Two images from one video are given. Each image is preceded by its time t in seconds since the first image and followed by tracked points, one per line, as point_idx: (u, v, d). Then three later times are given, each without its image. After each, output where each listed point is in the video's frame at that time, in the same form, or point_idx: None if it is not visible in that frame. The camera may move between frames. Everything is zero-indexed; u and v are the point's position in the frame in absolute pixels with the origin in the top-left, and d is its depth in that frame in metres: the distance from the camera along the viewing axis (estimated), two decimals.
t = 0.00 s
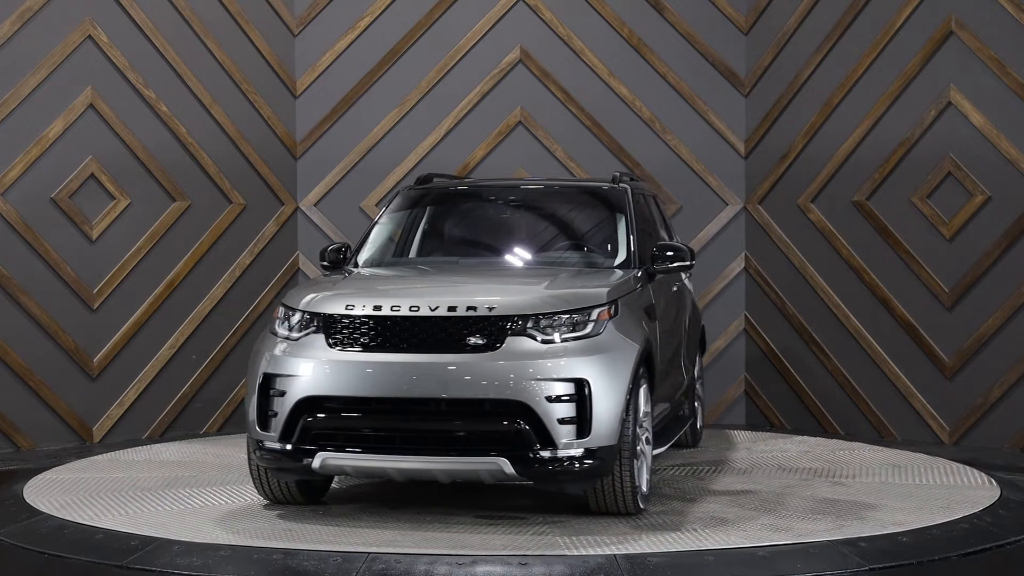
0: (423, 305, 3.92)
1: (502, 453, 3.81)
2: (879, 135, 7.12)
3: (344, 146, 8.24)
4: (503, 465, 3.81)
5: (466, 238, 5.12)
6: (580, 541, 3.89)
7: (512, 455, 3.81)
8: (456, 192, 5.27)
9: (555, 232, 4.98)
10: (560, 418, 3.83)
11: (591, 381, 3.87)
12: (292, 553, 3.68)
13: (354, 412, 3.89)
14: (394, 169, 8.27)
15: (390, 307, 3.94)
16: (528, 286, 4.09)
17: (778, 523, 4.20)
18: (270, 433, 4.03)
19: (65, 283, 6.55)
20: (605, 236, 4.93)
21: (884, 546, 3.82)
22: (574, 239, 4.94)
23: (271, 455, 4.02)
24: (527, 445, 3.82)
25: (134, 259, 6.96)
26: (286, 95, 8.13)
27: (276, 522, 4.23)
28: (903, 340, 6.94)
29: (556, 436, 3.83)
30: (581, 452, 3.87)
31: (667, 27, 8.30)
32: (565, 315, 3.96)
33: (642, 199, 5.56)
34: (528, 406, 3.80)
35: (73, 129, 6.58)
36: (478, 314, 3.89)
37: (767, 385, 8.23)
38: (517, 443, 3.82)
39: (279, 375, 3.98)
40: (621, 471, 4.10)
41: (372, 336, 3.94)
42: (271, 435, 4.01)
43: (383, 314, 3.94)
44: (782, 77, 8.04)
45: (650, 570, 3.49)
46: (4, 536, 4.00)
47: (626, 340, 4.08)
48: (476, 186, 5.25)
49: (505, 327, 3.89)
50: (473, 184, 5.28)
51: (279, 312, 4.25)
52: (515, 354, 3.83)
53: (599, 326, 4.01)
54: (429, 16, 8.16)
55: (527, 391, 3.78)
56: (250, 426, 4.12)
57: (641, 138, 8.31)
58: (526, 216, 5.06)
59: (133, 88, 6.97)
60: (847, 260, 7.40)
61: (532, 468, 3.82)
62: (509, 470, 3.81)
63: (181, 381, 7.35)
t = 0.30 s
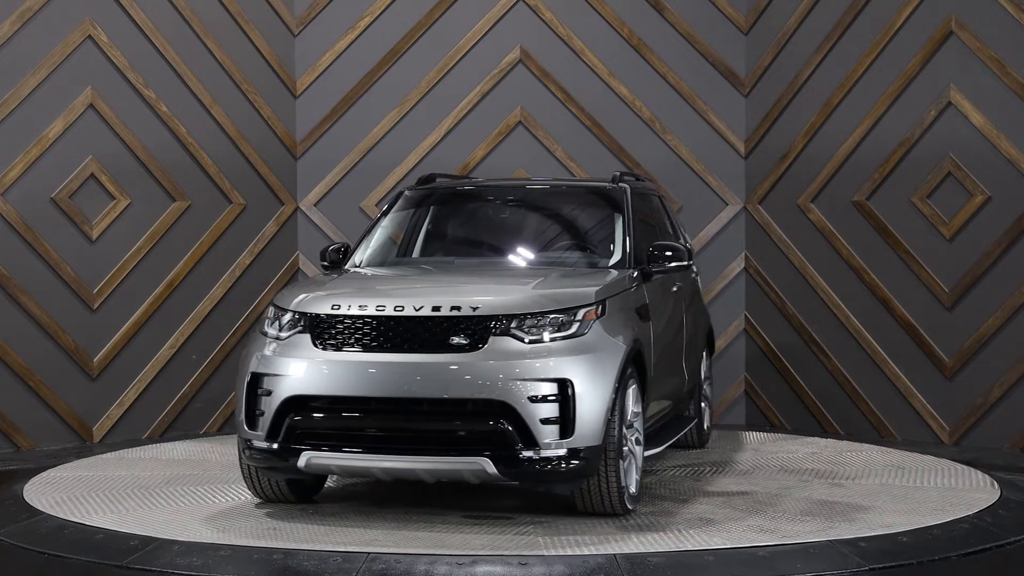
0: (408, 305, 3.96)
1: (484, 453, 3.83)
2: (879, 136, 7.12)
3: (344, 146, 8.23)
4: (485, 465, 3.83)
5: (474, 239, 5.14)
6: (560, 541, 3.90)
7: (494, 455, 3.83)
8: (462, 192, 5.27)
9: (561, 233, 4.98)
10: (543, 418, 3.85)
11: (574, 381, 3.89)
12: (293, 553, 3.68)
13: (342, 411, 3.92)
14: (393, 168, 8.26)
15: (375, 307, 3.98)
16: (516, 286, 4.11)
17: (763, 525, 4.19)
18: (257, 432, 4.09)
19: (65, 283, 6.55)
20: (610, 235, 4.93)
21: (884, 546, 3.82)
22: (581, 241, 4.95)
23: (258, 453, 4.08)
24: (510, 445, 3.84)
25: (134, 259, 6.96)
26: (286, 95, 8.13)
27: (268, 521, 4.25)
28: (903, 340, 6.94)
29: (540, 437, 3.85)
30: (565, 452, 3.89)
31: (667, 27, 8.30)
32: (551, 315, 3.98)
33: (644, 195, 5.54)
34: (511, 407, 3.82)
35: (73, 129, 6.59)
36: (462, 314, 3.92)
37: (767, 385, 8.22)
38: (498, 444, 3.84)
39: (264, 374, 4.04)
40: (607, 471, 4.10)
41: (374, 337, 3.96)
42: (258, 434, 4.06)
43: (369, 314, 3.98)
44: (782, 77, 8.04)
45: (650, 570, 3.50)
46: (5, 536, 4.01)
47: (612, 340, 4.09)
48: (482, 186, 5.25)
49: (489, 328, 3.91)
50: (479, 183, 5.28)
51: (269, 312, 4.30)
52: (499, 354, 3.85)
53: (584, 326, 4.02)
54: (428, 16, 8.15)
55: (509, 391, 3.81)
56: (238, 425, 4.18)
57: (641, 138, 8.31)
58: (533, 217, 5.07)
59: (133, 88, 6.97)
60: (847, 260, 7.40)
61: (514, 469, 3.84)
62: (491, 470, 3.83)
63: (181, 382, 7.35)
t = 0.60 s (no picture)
0: (392, 305, 4.00)
1: (467, 454, 3.86)
2: (879, 135, 7.13)
3: (344, 146, 8.22)
4: (467, 465, 3.86)
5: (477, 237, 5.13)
6: (540, 542, 3.90)
7: (476, 455, 3.86)
8: (467, 193, 5.32)
9: (565, 230, 4.98)
10: (527, 419, 3.87)
11: (557, 381, 3.90)
12: (292, 553, 3.69)
13: (325, 411, 3.96)
14: (393, 168, 8.25)
15: (360, 307, 4.02)
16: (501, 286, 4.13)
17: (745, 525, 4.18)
18: (244, 431, 4.14)
19: (64, 283, 6.56)
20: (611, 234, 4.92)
21: (884, 546, 3.83)
22: (585, 238, 4.94)
23: (246, 451, 4.13)
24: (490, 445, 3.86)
25: (134, 259, 6.96)
26: (286, 95, 8.12)
27: (254, 519, 4.28)
28: (903, 340, 6.95)
29: (522, 437, 3.87)
30: (548, 453, 3.90)
31: (667, 27, 8.30)
32: (536, 315, 3.99)
33: (644, 189, 5.53)
34: (493, 407, 3.84)
35: (73, 129, 6.60)
36: (445, 314, 3.94)
37: (767, 385, 8.22)
38: (480, 444, 3.86)
39: (251, 373, 4.09)
40: (592, 472, 4.10)
41: (376, 337, 3.96)
42: (245, 432, 4.12)
43: (353, 313, 4.02)
44: (782, 77, 8.04)
45: (650, 570, 3.50)
46: (4, 536, 4.00)
47: (598, 340, 4.09)
48: (489, 188, 5.29)
49: (472, 328, 3.93)
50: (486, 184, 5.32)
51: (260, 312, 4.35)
52: (482, 354, 3.87)
53: (569, 327, 4.03)
54: (428, 16, 8.15)
55: (491, 391, 3.83)
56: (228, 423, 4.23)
57: (641, 138, 8.31)
58: (538, 215, 5.08)
59: (133, 88, 6.97)
60: (847, 260, 7.39)
61: (496, 469, 3.87)
62: (473, 470, 3.86)
63: (181, 382, 7.35)
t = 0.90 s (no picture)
0: (376, 305, 4.03)
1: (450, 454, 3.90)
2: (879, 136, 7.13)
3: (344, 146, 8.20)
4: (450, 465, 3.89)
5: (487, 239, 5.13)
6: (520, 541, 3.91)
7: (458, 455, 3.90)
8: (468, 192, 5.31)
9: (569, 228, 5.01)
10: (510, 418, 3.91)
11: (540, 381, 3.94)
12: (292, 554, 3.69)
13: (309, 411, 4.00)
14: (393, 168, 8.23)
15: (346, 307, 4.06)
16: (487, 286, 4.16)
17: (731, 526, 4.17)
18: (233, 430, 4.20)
19: (65, 283, 6.57)
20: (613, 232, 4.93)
21: (884, 546, 3.83)
22: (589, 236, 4.96)
23: (235, 450, 4.19)
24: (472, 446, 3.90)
25: (134, 259, 6.96)
26: (286, 95, 8.09)
27: (240, 518, 4.32)
28: (903, 340, 6.96)
29: (505, 437, 3.91)
30: (531, 452, 3.94)
31: (667, 27, 8.29)
32: (521, 315, 4.03)
33: (645, 189, 5.51)
34: (476, 407, 3.88)
35: (73, 129, 6.61)
36: (429, 314, 3.98)
37: (767, 385, 8.21)
38: (463, 444, 3.90)
39: (240, 372, 4.14)
40: (578, 472, 4.12)
41: (380, 338, 3.97)
42: (233, 431, 4.17)
43: (338, 313, 4.06)
44: (782, 77, 8.04)
45: (650, 570, 3.50)
46: (4, 536, 4.01)
47: (584, 340, 4.12)
48: (493, 188, 5.27)
49: (455, 327, 3.97)
50: (489, 183, 5.30)
51: (250, 312, 4.40)
52: (465, 354, 3.91)
53: (554, 327, 4.06)
54: (428, 16, 8.13)
55: (474, 391, 3.87)
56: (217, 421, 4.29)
57: (641, 138, 8.31)
58: (542, 214, 5.10)
59: (133, 88, 6.98)
60: (847, 260, 7.39)
61: (479, 469, 3.90)
62: (456, 470, 3.89)
63: (181, 382, 7.35)
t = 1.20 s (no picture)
0: (361, 304, 4.06)
1: (432, 453, 3.93)
2: (879, 136, 7.15)
3: (343, 146, 8.16)
4: (432, 465, 3.93)
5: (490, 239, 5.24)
6: (500, 541, 3.92)
7: (440, 455, 3.93)
8: (467, 193, 5.35)
9: (570, 225, 5.04)
10: (492, 418, 3.94)
11: (523, 381, 3.97)
12: (292, 554, 3.69)
13: (296, 411, 4.03)
14: (393, 168, 8.21)
15: (331, 307, 4.09)
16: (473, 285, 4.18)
17: (714, 527, 4.15)
18: (222, 429, 4.25)
19: (65, 283, 6.59)
20: (614, 228, 4.93)
21: (884, 546, 3.83)
22: (593, 231, 4.97)
23: (224, 449, 4.24)
24: (455, 446, 3.93)
25: (135, 259, 6.97)
26: (286, 95, 8.06)
27: (228, 517, 4.34)
28: (903, 340, 6.96)
29: (487, 437, 3.94)
30: (514, 452, 3.97)
31: (667, 27, 8.29)
32: (505, 315, 4.05)
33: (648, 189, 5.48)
34: (459, 407, 3.91)
35: (74, 129, 6.63)
36: (413, 314, 4.00)
37: (767, 386, 8.18)
38: (445, 444, 3.93)
39: (229, 371, 4.19)
40: (563, 472, 4.15)
41: (381, 338, 4.00)
42: (222, 430, 4.22)
43: (324, 313, 4.10)
44: (783, 77, 8.04)
45: (650, 570, 3.51)
46: (4, 536, 4.00)
47: (569, 340, 4.14)
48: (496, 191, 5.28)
49: (438, 326, 3.99)
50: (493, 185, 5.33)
51: (241, 313, 4.45)
52: (449, 354, 3.93)
53: (539, 327, 4.09)
54: (429, 15, 8.12)
55: (456, 391, 3.90)
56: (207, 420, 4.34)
57: (641, 138, 8.30)
58: (544, 213, 5.12)
59: (134, 89, 6.98)
60: (847, 260, 7.39)
61: (461, 468, 3.94)
62: (439, 470, 3.92)
63: (180, 382, 7.34)
